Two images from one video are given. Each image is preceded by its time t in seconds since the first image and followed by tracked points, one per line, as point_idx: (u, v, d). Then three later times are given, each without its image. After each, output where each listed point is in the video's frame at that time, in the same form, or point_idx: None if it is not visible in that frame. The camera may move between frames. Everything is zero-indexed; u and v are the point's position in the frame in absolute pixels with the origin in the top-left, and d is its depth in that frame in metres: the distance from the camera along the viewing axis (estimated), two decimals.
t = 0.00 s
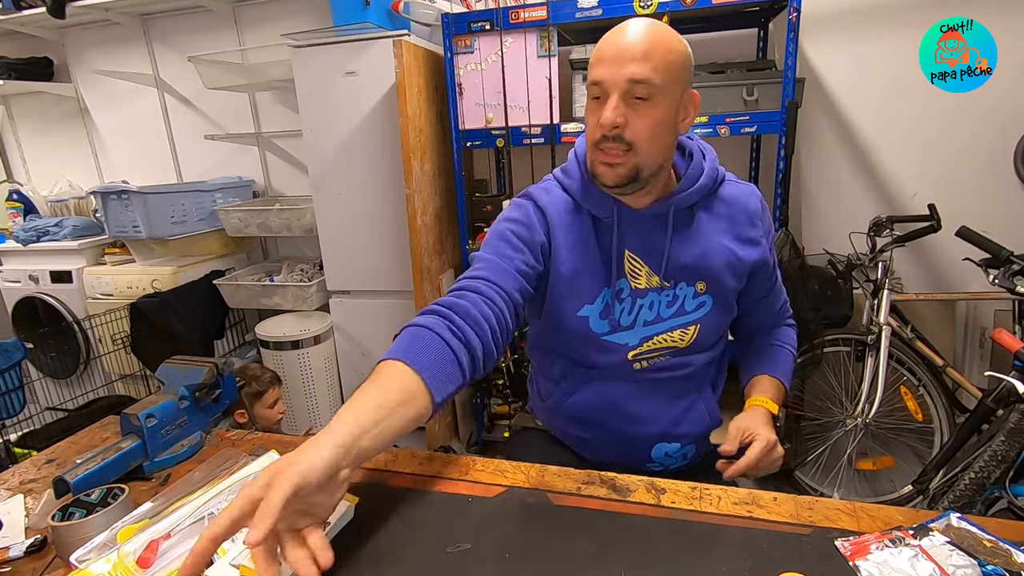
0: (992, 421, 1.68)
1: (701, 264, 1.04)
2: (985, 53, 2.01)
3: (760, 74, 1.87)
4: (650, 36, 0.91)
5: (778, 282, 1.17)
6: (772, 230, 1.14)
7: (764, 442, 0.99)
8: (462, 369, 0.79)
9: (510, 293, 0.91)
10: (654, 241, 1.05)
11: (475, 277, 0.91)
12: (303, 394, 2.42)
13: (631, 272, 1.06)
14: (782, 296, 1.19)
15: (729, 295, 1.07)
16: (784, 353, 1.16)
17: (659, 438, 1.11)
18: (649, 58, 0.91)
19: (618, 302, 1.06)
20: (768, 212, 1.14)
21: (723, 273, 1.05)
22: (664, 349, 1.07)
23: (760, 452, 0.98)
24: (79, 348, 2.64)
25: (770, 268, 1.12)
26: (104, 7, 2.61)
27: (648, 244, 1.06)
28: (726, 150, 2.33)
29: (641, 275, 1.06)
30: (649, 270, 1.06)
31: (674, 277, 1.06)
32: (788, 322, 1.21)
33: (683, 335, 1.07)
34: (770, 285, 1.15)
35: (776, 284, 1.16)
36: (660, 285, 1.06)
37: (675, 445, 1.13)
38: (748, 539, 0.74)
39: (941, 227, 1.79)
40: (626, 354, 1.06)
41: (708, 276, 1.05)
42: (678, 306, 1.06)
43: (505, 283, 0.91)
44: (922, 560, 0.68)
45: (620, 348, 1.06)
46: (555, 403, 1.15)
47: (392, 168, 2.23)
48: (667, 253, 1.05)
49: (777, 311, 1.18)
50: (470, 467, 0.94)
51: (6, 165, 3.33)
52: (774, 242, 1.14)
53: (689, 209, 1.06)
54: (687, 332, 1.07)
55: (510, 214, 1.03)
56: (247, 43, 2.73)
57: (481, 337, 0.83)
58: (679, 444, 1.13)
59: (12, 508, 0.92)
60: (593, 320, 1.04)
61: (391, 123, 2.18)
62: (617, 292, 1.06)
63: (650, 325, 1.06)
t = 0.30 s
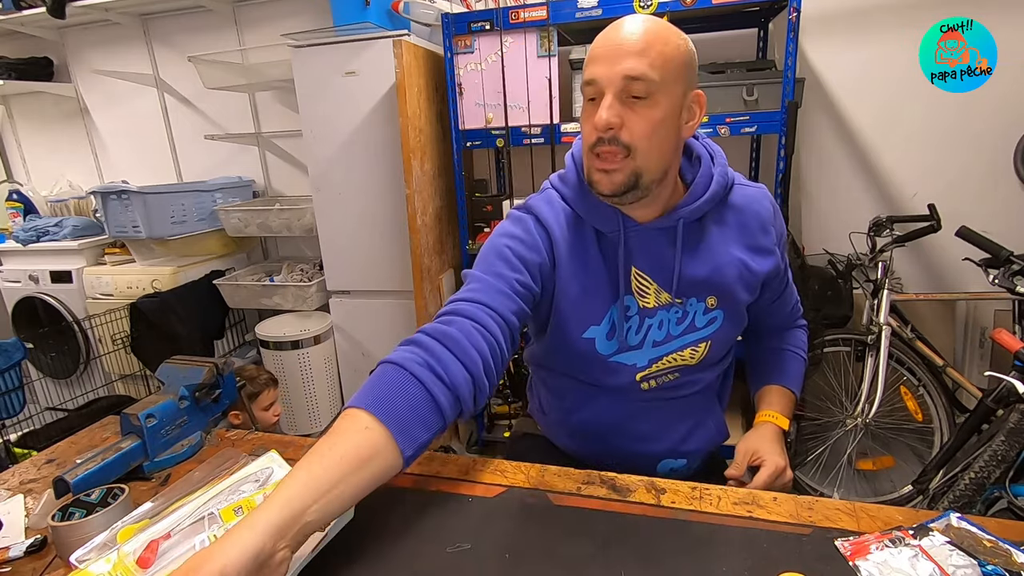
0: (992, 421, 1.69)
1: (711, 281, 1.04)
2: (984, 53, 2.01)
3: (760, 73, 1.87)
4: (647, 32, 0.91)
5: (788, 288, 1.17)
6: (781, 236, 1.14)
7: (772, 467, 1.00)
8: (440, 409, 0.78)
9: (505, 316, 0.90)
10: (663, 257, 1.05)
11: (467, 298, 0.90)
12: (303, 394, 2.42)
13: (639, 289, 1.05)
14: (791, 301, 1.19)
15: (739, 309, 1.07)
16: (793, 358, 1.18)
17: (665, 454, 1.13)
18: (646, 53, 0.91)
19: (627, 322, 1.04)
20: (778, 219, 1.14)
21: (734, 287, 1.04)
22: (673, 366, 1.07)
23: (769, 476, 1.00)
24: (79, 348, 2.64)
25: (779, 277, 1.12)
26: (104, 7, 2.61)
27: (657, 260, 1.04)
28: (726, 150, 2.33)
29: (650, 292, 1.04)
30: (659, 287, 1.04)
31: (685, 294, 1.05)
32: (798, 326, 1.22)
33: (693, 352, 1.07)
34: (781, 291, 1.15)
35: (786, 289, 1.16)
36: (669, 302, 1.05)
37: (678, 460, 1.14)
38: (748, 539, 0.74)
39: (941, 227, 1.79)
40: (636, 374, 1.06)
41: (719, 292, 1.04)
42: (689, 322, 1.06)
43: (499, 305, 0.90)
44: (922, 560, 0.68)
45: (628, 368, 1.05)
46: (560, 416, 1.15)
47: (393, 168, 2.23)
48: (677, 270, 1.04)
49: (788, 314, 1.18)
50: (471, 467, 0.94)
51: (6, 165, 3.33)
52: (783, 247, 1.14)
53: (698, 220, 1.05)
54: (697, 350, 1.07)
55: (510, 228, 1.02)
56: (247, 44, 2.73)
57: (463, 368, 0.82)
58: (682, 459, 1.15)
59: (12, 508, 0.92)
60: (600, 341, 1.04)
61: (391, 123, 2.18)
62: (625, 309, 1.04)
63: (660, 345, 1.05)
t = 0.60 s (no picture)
0: (992, 421, 1.69)
1: (716, 285, 1.04)
2: (985, 53, 2.01)
3: (760, 73, 1.87)
4: (652, 32, 0.91)
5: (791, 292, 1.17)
6: (785, 238, 1.14)
7: (766, 468, 1.01)
8: (427, 404, 0.77)
9: (496, 316, 0.89)
10: (668, 261, 1.04)
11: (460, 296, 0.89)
12: (303, 394, 2.42)
13: (644, 292, 1.04)
14: (793, 305, 1.19)
15: (743, 312, 1.07)
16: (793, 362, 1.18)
17: (666, 456, 1.13)
18: (653, 54, 0.91)
19: (632, 325, 1.04)
20: (783, 221, 1.14)
21: (739, 292, 1.04)
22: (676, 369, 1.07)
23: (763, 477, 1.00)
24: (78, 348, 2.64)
25: (783, 281, 1.12)
26: (104, 7, 2.61)
27: (662, 263, 1.04)
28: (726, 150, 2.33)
29: (655, 296, 1.04)
30: (664, 290, 1.04)
31: (691, 297, 1.05)
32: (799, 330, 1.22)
33: (697, 356, 1.07)
34: (784, 294, 1.15)
35: (789, 293, 1.16)
36: (674, 305, 1.05)
37: (678, 461, 1.14)
38: (748, 539, 0.74)
39: (941, 227, 1.79)
40: (639, 378, 1.06)
41: (723, 296, 1.04)
42: (693, 326, 1.05)
43: (492, 304, 0.89)
44: (922, 560, 0.68)
45: (631, 372, 1.05)
46: (561, 417, 1.15)
47: (392, 169, 2.23)
48: (682, 274, 1.04)
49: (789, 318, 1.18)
50: (470, 467, 0.94)
51: (6, 165, 3.33)
52: (786, 250, 1.14)
53: (703, 223, 1.05)
54: (701, 354, 1.07)
55: (512, 229, 1.02)
56: (247, 44, 2.73)
57: (449, 364, 0.81)
58: (682, 460, 1.14)
59: (12, 508, 0.92)
60: (604, 344, 1.04)
61: (391, 123, 2.18)
62: (629, 312, 1.04)
63: (664, 349, 1.05)
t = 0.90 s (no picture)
0: (992, 421, 1.69)
1: (713, 271, 1.04)
2: (985, 53, 2.01)
3: (760, 74, 1.87)
4: (661, 26, 0.92)
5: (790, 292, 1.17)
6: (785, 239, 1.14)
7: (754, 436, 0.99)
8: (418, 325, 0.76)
9: (474, 277, 0.91)
10: (666, 245, 1.05)
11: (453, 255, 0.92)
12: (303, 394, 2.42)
13: (642, 274, 1.05)
14: (793, 308, 1.19)
15: (740, 303, 1.06)
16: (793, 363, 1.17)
17: (664, 447, 1.13)
18: (662, 45, 0.92)
19: (629, 306, 1.05)
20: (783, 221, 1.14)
21: (736, 281, 1.04)
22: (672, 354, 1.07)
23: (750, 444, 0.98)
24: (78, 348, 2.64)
25: (781, 278, 1.13)
26: (104, 7, 2.61)
27: (661, 248, 1.05)
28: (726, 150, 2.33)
29: (653, 279, 1.05)
30: (662, 274, 1.05)
31: (688, 283, 1.05)
32: (799, 336, 1.21)
33: (692, 342, 1.06)
34: (783, 294, 1.15)
35: (788, 294, 1.16)
36: (671, 290, 1.05)
37: (677, 453, 1.14)
38: (748, 539, 0.74)
39: (941, 227, 1.79)
40: (636, 360, 1.06)
41: (720, 284, 1.05)
42: (690, 312, 1.06)
43: (476, 266, 0.92)
44: (922, 560, 0.68)
45: (628, 353, 1.05)
46: (562, 408, 1.15)
47: (392, 168, 2.23)
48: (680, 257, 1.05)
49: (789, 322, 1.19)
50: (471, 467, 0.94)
51: (6, 165, 3.33)
52: (785, 250, 1.15)
53: (703, 213, 1.06)
54: (696, 340, 1.06)
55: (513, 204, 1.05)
56: (247, 44, 2.73)
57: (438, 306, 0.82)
58: (681, 453, 1.14)
59: (12, 508, 0.91)
60: (601, 324, 1.04)
61: (391, 123, 2.18)
62: (627, 294, 1.05)
63: (660, 331, 1.05)
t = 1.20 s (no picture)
0: (992, 421, 1.69)
1: (704, 261, 1.04)
2: (985, 53, 2.01)
3: (760, 74, 1.87)
4: (667, 29, 0.92)
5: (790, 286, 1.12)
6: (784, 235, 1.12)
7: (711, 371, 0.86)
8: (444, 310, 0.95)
9: (483, 274, 1.05)
10: (663, 236, 1.06)
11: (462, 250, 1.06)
12: (303, 394, 2.42)
13: (637, 263, 1.07)
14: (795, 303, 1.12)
15: (734, 295, 1.05)
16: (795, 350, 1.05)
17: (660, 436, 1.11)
18: (670, 48, 0.92)
19: (624, 294, 1.07)
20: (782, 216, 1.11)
21: (727, 271, 1.04)
22: (664, 341, 1.07)
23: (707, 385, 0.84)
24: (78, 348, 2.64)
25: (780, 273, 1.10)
26: (104, 7, 2.61)
27: (657, 238, 1.07)
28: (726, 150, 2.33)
29: (648, 267, 1.06)
30: (656, 263, 1.06)
31: (680, 272, 1.06)
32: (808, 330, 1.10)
33: (683, 331, 1.06)
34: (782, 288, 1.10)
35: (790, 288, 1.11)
36: (665, 279, 1.06)
37: (677, 441, 1.10)
38: (748, 539, 0.74)
39: (941, 227, 1.79)
40: (630, 346, 1.07)
41: (711, 274, 1.05)
42: (681, 301, 1.06)
43: (480, 261, 1.05)
44: (922, 560, 0.68)
45: (622, 339, 1.07)
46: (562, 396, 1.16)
47: (392, 168, 2.23)
48: (675, 247, 1.06)
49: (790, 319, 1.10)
50: (470, 466, 0.94)
51: (6, 165, 3.33)
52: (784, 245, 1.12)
53: (697, 206, 1.06)
54: (687, 329, 1.06)
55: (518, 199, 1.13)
56: (247, 44, 2.73)
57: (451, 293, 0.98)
58: (682, 441, 1.10)
59: (12, 508, 0.91)
60: (598, 310, 1.07)
61: (391, 123, 2.18)
62: (623, 283, 1.07)
63: (652, 318, 1.06)
